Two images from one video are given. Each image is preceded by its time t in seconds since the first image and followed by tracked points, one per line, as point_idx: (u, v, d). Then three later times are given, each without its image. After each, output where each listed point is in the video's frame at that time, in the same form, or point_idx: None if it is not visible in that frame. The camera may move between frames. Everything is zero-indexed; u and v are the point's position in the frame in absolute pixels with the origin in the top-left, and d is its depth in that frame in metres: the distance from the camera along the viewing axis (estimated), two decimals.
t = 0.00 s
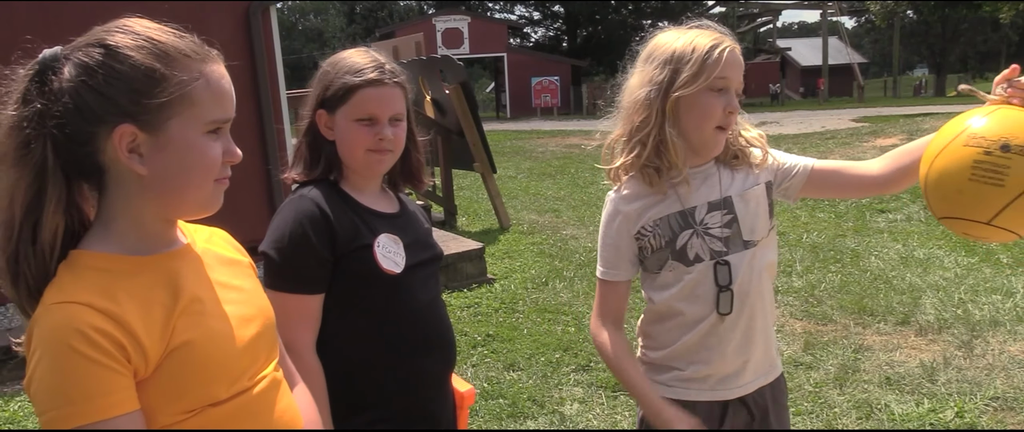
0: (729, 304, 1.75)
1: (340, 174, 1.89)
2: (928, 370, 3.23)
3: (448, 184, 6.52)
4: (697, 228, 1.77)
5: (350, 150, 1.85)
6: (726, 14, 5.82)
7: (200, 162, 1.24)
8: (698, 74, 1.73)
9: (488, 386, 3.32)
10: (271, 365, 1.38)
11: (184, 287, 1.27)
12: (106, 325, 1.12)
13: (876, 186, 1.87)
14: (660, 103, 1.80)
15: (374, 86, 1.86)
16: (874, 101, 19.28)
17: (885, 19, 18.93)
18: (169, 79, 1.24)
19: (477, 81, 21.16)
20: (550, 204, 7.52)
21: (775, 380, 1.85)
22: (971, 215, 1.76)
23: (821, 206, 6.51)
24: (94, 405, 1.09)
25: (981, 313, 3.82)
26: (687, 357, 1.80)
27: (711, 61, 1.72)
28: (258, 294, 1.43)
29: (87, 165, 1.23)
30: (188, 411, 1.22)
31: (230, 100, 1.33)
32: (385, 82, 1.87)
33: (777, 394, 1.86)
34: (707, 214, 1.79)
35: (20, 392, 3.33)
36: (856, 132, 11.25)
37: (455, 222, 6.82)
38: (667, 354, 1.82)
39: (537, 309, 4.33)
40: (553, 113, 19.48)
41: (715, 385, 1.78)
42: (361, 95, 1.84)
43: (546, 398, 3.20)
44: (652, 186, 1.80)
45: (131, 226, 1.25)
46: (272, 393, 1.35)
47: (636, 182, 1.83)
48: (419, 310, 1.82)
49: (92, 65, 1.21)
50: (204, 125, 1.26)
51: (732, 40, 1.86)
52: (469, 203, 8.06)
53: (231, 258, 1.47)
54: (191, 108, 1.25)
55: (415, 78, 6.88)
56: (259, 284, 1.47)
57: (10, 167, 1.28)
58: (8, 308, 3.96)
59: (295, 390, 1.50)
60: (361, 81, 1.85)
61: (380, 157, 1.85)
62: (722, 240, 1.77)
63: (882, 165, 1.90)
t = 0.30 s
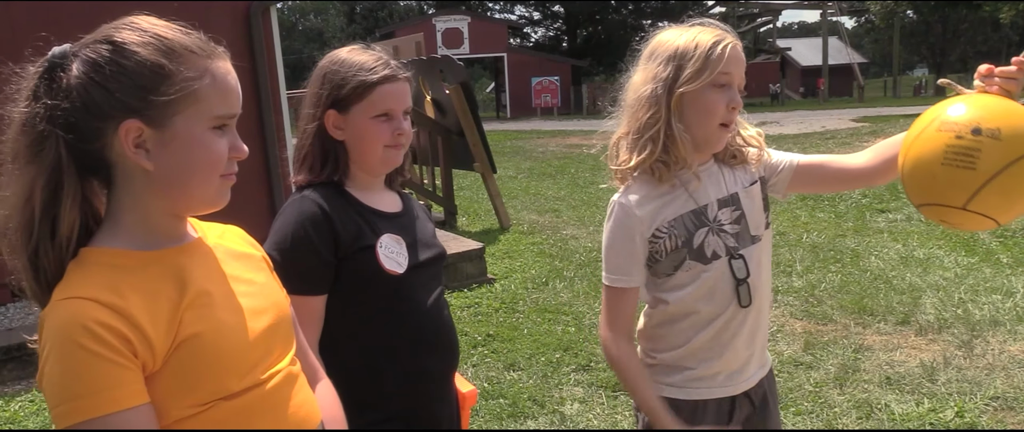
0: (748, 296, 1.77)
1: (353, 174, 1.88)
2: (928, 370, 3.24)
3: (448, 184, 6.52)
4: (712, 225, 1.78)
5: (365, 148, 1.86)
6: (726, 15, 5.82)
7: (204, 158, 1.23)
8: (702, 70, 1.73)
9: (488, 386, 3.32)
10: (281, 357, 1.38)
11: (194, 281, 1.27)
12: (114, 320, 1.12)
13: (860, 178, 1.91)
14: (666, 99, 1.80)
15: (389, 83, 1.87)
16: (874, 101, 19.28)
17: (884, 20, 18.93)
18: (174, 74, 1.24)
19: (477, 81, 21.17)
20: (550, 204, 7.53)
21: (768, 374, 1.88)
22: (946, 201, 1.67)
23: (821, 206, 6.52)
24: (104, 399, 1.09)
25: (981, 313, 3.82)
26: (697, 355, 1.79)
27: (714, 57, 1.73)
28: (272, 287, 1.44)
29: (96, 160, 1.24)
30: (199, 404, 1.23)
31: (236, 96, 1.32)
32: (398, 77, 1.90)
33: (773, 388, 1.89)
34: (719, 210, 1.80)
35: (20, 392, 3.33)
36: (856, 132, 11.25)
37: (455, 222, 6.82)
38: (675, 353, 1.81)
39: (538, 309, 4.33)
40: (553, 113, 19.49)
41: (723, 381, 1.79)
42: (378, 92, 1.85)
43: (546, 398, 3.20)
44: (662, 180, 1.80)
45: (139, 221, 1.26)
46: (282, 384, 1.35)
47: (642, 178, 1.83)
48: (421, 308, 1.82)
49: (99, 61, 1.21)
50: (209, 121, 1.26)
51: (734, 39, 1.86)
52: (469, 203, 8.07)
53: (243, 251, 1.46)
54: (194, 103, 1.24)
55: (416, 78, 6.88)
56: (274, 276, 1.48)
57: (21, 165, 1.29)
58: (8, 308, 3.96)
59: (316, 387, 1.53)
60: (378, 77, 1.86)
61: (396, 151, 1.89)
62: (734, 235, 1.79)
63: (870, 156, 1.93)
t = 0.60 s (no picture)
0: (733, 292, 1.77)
1: (356, 175, 1.88)
2: (928, 370, 3.23)
3: (448, 184, 6.52)
4: (703, 219, 1.78)
5: (368, 148, 1.86)
6: (726, 14, 5.82)
7: (215, 148, 1.23)
8: (692, 68, 1.73)
9: (488, 386, 3.32)
10: (291, 356, 1.39)
11: (205, 280, 1.28)
12: (126, 318, 1.13)
13: (846, 174, 1.93)
14: (658, 98, 1.80)
15: (393, 84, 1.87)
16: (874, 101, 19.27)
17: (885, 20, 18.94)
18: (182, 65, 1.24)
19: (477, 81, 21.17)
20: (551, 204, 7.53)
21: (771, 373, 1.87)
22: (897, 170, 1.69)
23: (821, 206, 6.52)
24: (114, 398, 1.10)
25: (981, 313, 3.82)
26: (689, 352, 1.79)
27: (704, 55, 1.73)
28: (283, 284, 1.44)
29: (106, 157, 1.23)
30: (209, 403, 1.23)
31: (244, 89, 1.33)
32: (401, 78, 1.90)
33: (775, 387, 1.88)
34: (709, 205, 1.81)
35: (21, 392, 3.33)
36: (856, 132, 11.24)
37: (455, 222, 6.82)
38: (668, 351, 1.82)
39: (538, 309, 4.33)
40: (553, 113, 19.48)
41: (718, 379, 1.78)
42: (382, 93, 1.85)
43: (546, 398, 3.20)
44: (653, 179, 1.81)
45: (150, 216, 1.27)
46: (292, 383, 1.36)
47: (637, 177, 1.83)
48: (423, 307, 1.82)
49: (109, 56, 1.21)
50: (218, 112, 1.26)
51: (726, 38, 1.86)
52: (469, 203, 8.07)
53: (256, 250, 1.47)
54: (204, 95, 1.25)
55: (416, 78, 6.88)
56: (286, 274, 1.48)
57: (30, 166, 1.28)
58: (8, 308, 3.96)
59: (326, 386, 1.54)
60: (381, 78, 1.86)
61: (399, 152, 1.89)
62: (724, 230, 1.79)
63: (855, 152, 1.95)
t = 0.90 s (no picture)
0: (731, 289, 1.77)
1: (358, 178, 1.88)
2: (928, 370, 3.23)
3: (448, 184, 6.52)
4: (701, 215, 1.78)
5: (367, 153, 1.86)
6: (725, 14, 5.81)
7: (240, 135, 1.24)
8: (696, 73, 1.73)
9: (488, 386, 3.32)
10: (310, 354, 1.36)
11: (226, 275, 1.26)
12: (147, 310, 1.12)
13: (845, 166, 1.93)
14: (660, 102, 1.80)
15: (393, 90, 1.87)
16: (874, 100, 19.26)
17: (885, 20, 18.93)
18: (206, 54, 1.24)
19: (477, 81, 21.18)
20: (550, 204, 7.53)
21: (773, 372, 1.87)
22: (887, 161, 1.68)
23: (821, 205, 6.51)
24: (134, 388, 1.09)
25: (981, 313, 3.82)
26: (689, 350, 1.80)
27: (708, 59, 1.72)
28: (303, 281, 1.41)
29: (132, 146, 1.22)
30: (228, 398, 1.22)
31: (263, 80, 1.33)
32: (402, 83, 1.89)
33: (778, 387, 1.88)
34: (708, 202, 1.81)
35: (21, 392, 3.33)
36: (856, 132, 11.24)
37: (455, 222, 6.82)
38: (669, 349, 1.82)
39: (538, 309, 4.33)
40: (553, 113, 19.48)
41: (719, 377, 1.78)
42: (382, 99, 1.85)
43: (546, 397, 3.20)
44: (653, 181, 1.81)
45: (173, 206, 1.26)
46: (310, 381, 1.34)
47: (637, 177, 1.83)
48: (425, 306, 1.82)
49: (134, 49, 1.22)
50: (243, 100, 1.26)
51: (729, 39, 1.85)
52: (469, 203, 8.06)
53: (275, 244, 1.45)
54: (229, 83, 1.25)
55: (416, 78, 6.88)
56: (306, 273, 1.46)
57: (54, 163, 1.28)
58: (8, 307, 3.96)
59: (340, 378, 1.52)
60: (382, 84, 1.86)
61: (399, 156, 1.89)
62: (722, 227, 1.79)
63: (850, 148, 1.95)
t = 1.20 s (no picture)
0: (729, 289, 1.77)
1: (365, 177, 1.88)
2: (928, 369, 3.24)
3: (448, 184, 6.52)
4: (701, 213, 1.78)
5: (370, 154, 1.86)
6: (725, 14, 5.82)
7: (273, 128, 1.25)
8: (695, 76, 1.73)
9: (488, 386, 3.32)
10: (337, 345, 1.36)
11: (258, 265, 1.27)
12: (179, 297, 1.14)
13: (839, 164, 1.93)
14: (662, 103, 1.80)
15: (394, 89, 1.86)
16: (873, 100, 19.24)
17: (885, 20, 18.93)
18: (240, 50, 1.26)
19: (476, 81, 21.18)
20: (550, 204, 7.53)
21: (772, 373, 1.87)
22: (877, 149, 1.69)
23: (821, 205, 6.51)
24: (165, 372, 1.11)
25: (981, 312, 3.82)
26: (687, 348, 1.80)
27: (709, 62, 1.72)
28: (329, 273, 1.40)
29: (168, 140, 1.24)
30: (255, 386, 1.22)
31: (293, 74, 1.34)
32: (403, 82, 1.88)
33: (777, 388, 1.88)
34: (708, 201, 1.81)
35: (21, 392, 3.33)
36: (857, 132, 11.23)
37: (455, 222, 6.82)
38: (667, 347, 1.82)
39: (537, 309, 4.33)
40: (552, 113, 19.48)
41: (717, 376, 1.78)
42: (384, 99, 1.84)
43: (546, 397, 3.20)
44: (654, 179, 1.81)
45: (207, 197, 1.27)
46: (337, 373, 1.34)
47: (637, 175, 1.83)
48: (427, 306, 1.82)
49: (168, 45, 1.23)
50: (275, 93, 1.27)
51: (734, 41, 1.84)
52: (469, 203, 8.06)
53: (302, 235, 1.46)
54: (261, 77, 1.26)
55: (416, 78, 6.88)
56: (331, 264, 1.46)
57: (91, 157, 1.29)
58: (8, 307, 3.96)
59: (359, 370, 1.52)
60: (383, 84, 1.85)
61: (404, 155, 1.88)
62: (722, 226, 1.79)
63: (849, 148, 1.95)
